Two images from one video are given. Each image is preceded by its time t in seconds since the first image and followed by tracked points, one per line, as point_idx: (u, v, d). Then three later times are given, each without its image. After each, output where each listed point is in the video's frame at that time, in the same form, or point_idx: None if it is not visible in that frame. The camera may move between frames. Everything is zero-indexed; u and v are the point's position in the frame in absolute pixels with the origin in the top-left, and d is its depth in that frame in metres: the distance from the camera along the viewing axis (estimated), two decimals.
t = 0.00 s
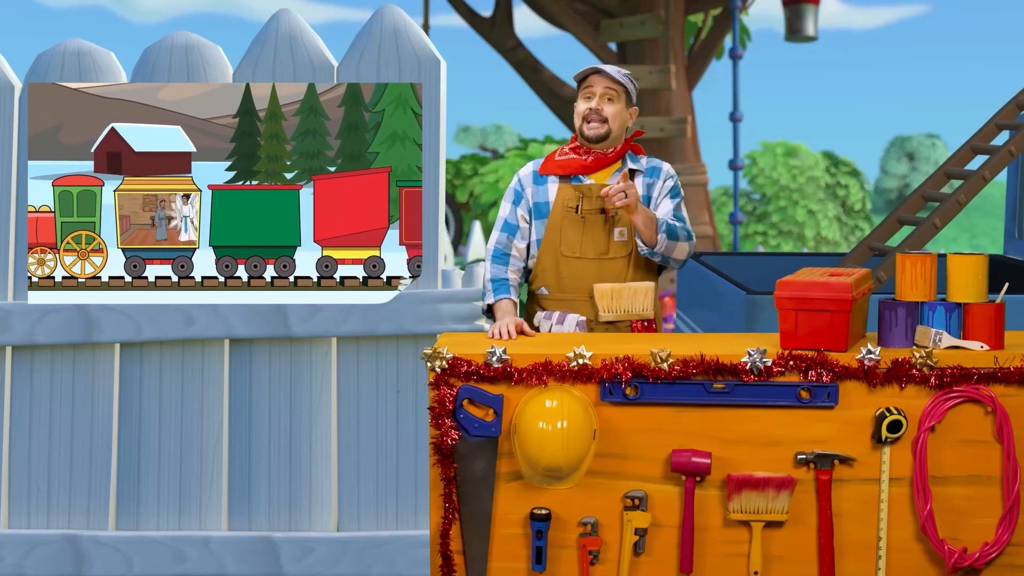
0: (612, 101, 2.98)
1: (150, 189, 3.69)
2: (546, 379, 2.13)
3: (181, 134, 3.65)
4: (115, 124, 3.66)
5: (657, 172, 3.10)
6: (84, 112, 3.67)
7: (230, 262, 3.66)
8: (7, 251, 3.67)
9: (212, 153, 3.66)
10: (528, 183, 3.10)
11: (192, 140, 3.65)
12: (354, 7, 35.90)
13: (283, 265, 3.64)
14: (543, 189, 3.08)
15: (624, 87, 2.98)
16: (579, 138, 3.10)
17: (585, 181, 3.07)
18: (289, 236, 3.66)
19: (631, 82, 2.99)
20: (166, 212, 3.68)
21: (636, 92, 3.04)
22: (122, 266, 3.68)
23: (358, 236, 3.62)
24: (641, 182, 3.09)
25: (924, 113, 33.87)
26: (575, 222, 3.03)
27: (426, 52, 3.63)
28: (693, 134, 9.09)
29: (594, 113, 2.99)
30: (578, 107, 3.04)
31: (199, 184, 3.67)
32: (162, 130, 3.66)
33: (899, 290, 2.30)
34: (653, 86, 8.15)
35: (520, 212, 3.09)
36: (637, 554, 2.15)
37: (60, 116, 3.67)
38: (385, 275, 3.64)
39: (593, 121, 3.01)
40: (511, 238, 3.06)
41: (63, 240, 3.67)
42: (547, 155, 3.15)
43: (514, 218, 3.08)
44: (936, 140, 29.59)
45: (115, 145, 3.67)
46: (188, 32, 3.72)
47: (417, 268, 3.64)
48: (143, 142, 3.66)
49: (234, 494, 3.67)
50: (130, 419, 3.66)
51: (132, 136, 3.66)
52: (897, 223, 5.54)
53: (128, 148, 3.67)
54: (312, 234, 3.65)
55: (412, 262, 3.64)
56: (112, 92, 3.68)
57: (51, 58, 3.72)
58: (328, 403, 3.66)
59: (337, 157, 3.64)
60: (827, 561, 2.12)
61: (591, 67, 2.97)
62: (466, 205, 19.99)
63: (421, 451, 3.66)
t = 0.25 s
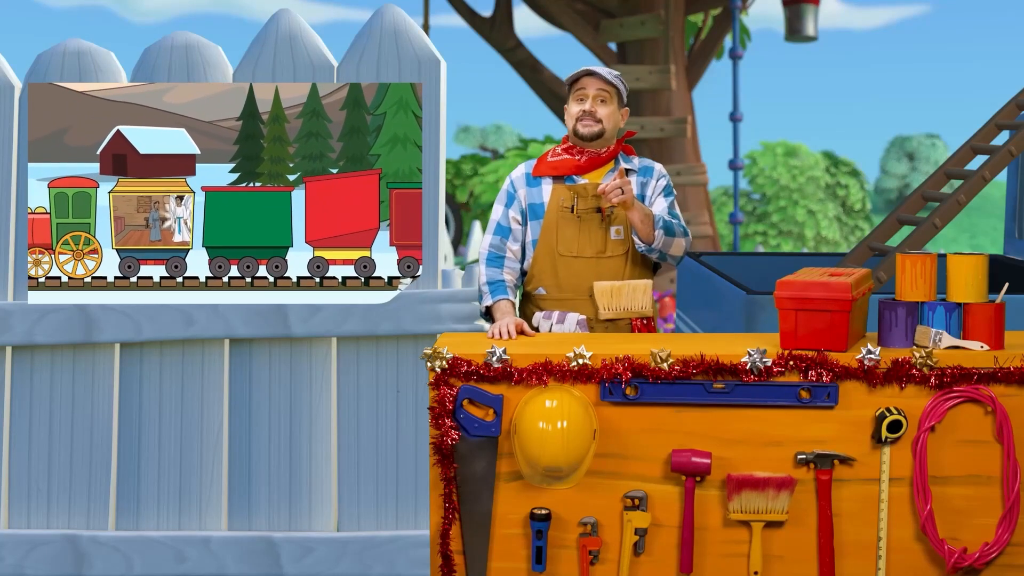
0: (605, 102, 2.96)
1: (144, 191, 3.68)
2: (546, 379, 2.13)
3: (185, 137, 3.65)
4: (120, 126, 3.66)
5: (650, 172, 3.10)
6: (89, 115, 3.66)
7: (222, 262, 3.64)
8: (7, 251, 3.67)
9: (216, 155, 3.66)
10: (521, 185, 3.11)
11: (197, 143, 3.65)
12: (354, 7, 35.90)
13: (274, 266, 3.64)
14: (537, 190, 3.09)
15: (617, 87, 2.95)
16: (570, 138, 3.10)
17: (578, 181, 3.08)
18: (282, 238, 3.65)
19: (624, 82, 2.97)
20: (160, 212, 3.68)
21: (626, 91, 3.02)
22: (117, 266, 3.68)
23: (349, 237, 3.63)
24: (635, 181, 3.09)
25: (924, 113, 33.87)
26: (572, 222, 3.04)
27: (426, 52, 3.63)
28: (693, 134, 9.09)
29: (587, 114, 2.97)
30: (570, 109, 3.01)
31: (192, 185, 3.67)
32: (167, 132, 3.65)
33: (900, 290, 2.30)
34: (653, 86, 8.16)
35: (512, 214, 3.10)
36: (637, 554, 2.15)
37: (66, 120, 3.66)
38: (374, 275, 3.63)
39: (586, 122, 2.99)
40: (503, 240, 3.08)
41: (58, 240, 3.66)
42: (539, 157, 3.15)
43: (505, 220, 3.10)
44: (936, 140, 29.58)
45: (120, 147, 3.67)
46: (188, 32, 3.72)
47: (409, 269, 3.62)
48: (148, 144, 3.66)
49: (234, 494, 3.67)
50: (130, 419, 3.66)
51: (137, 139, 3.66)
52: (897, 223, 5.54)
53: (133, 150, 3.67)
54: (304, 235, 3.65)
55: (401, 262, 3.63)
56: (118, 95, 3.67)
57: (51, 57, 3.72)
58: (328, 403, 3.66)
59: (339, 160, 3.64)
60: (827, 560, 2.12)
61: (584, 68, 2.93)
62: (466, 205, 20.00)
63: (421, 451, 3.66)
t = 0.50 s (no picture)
0: (598, 104, 2.96)
1: (138, 192, 3.69)
2: (546, 379, 2.13)
3: (190, 140, 3.65)
4: (127, 129, 3.66)
5: (644, 173, 3.11)
6: (95, 117, 3.67)
7: (215, 262, 3.65)
8: (7, 251, 3.67)
9: (221, 158, 3.67)
10: (515, 187, 3.10)
11: (201, 145, 3.66)
12: (354, 7, 35.91)
13: (266, 266, 3.64)
14: (530, 192, 3.08)
15: (609, 89, 2.96)
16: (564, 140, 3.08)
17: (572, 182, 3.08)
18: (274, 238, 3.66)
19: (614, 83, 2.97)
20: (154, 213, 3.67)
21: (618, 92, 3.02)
22: (111, 266, 3.67)
23: (340, 237, 3.64)
24: (629, 182, 3.10)
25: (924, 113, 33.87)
26: (565, 223, 3.04)
27: (426, 52, 3.63)
28: (693, 134, 9.09)
29: (580, 117, 2.97)
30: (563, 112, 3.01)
31: (185, 187, 3.68)
32: (171, 135, 3.64)
33: (900, 290, 2.30)
34: (653, 85, 8.16)
35: (507, 215, 3.08)
36: (637, 554, 2.15)
37: (73, 122, 3.67)
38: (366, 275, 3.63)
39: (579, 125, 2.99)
40: (499, 242, 3.06)
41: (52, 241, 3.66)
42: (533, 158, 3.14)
43: (500, 222, 3.08)
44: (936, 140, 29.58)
45: (126, 149, 3.67)
46: (188, 32, 3.72)
47: (398, 270, 3.62)
48: (152, 146, 3.63)
49: (234, 495, 3.67)
50: (130, 419, 3.66)
51: (140, 141, 3.64)
52: (897, 223, 5.54)
53: (139, 152, 3.66)
54: (295, 236, 3.66)
55: (391, 262, 3.63)
56: (125, 98, 3.67)
57: (51, 57, 3.72)
58: (328, 403, 3.66)
59: (341, 162, 3.65)
60: (827, 560, 2.12)
61: (575, 71, 2.93)
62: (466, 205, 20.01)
63: (421, 451, 3.66)
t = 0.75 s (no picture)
0: (584, 99, 2.96)
1: (132, 194, 3.71)
2: (545, 379, 2.13)
3: (194, 142, 3.66)
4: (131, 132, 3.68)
5: (640, 170, 3.10)
6: (101, 120, 3.67)
7: (208, 263, 3.66)
8: (7, 251, 3.67)
9: (225, 160, 3.67)
10: (512, 186, 3.13)
11: (206, 147, 3.66)
12: (354, 7, 35.91)
13: (259, 266, 3.65)
14: (526, 192, 3.09)
15: (595, 84, 2.96)
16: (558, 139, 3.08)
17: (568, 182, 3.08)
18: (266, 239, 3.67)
19: (602, 79, 2.99)
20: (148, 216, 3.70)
21: (610, 88, 3.02)
22: (105, 266, 3.68)
23: (330, 239, 3.65)
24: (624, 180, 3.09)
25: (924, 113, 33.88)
26: (559, 224, 3.03)
27: (425, 51, 3.63)
28: (693, 134, 9.09)
29: (566, 113, 2.97)
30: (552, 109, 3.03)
31: (178, 189, 3.69)
32: (176, 137, 3.65)
33: (899, 290, 2.30)
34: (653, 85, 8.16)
35: (506, 215, 3.11)
36: (637, 554, 2.15)
37: (81, 124, 3.67)
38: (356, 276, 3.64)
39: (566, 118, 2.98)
40: (499, 241, 3.09)
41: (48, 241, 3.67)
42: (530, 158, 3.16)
43: (499, 221, 3.11)
44: (936, 140, 29.58)
45: (132, 152, 3.70)
46: (187, 32, 3.73)
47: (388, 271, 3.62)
48: (158, 149, 3.67)
49: (234, 495, 3.67)
50: (130, 419, 3.66)
51: (148, 144, 3.67)
52: (897, 223, 5.54)
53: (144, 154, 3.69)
54: (286, 237, 3.66)
55: (382, 263, 3.63)
56: (130, 101, 3.66)
57: (51, 57, 3.73)
58: (328, 403, 3.66)
59: (344, 164, 3.65)
60: (827, 560, 2.12)
61: (559, 67, 2.97)
62: (466, 205, 20.01)
63: (421, 451, 3.66)
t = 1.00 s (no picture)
0: (580, 100, 2.95)
1: (125, 195, 3.73)
2: (546, 379, 2.13)
3: (199, 144, 3.68)
4: (137, 134, 3.68)
5: (641, 173, 3.09)
6: (107, 122, 3.69)
7: (200, 263, 3.67)
8: (7, 251, 3.67)
9: (229, 162, 3.70)
10: (513, 184, 3.12)
11: (210, 150, 3.69)
12: (354, 7, 35.90)
13: (249, 267, 3.67)
14: (526, 192, 3.09)
15: (591, 83, 2.94)
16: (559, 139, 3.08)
17: (567, 184, 3.08)
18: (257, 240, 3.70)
19: (599, 77, 2.96)
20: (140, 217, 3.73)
21: (609, 86, 3.00)
22: (99, 266, 3.70)
23: (321, 238, 3.68)
24: (624, 184, 3.08)
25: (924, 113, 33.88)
26: (557, 226, 3.03)
27: (425, 52, 3.63)
28: (693, 134, 9.09)
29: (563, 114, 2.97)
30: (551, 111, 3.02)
31: (171, 190, 3.72)
32: (181, 140, 3.67)
33: (899, 290, 2.30)
34: (653, 86, 8.16)
35: (509, 214, 3.11)
36: (637, 554, 2.15)
37: (87, 128, 3.70)
38: (347, 276, 3.66)
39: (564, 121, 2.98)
40: (501, 241, 3.10)
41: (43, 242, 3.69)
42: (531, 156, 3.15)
43: (502, 221, 3.11)
44: (936, 140, 29.58)
45: (137, 154, 3.71)
46: (187, 32, 3.73)
47: (377, 271, 3.64)
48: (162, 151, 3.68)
49: (234, 495, 3.67)
50: (130, 419, 3.66)
51: (152, 146, 3.67)
52: (897, 223, 5.54)
53: (149, 157, 3.70)
54: (278, 236, 3.71)
55: (371, 264, 3.65)
56: (137, 105, 3.68)
57: (51, 57, 3.74)
58: (328, 403, 3.66)
59: (345, 166, 3.66)
60: (827, 560, 2.12)
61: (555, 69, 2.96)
62: (467, 205, 20.01)
63: (421, 451, 3.66)
